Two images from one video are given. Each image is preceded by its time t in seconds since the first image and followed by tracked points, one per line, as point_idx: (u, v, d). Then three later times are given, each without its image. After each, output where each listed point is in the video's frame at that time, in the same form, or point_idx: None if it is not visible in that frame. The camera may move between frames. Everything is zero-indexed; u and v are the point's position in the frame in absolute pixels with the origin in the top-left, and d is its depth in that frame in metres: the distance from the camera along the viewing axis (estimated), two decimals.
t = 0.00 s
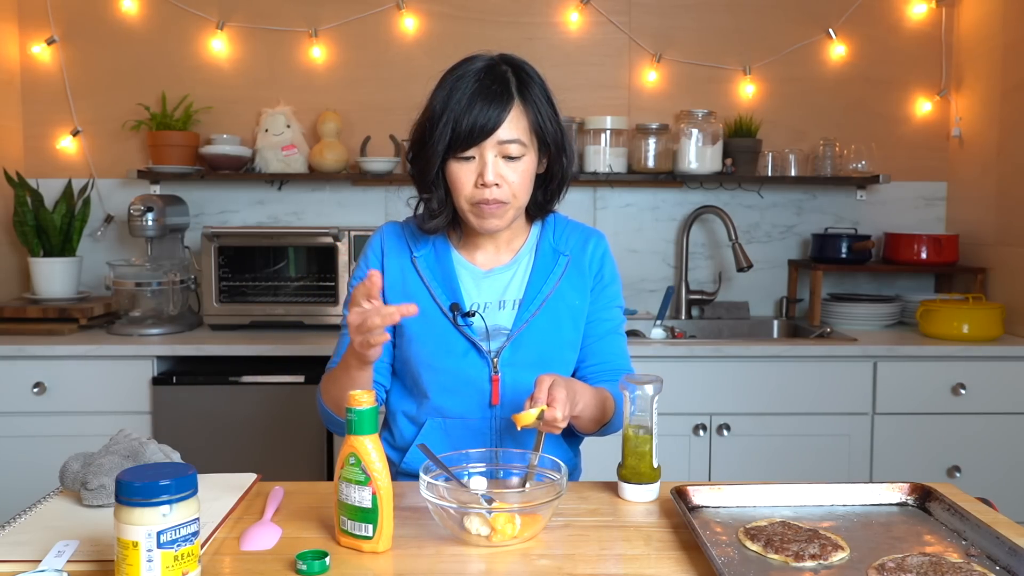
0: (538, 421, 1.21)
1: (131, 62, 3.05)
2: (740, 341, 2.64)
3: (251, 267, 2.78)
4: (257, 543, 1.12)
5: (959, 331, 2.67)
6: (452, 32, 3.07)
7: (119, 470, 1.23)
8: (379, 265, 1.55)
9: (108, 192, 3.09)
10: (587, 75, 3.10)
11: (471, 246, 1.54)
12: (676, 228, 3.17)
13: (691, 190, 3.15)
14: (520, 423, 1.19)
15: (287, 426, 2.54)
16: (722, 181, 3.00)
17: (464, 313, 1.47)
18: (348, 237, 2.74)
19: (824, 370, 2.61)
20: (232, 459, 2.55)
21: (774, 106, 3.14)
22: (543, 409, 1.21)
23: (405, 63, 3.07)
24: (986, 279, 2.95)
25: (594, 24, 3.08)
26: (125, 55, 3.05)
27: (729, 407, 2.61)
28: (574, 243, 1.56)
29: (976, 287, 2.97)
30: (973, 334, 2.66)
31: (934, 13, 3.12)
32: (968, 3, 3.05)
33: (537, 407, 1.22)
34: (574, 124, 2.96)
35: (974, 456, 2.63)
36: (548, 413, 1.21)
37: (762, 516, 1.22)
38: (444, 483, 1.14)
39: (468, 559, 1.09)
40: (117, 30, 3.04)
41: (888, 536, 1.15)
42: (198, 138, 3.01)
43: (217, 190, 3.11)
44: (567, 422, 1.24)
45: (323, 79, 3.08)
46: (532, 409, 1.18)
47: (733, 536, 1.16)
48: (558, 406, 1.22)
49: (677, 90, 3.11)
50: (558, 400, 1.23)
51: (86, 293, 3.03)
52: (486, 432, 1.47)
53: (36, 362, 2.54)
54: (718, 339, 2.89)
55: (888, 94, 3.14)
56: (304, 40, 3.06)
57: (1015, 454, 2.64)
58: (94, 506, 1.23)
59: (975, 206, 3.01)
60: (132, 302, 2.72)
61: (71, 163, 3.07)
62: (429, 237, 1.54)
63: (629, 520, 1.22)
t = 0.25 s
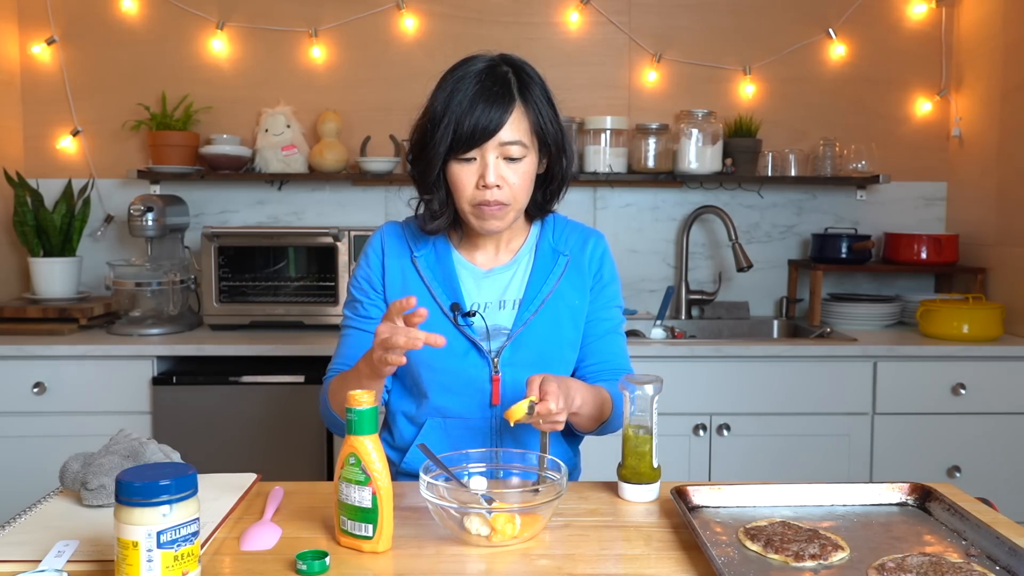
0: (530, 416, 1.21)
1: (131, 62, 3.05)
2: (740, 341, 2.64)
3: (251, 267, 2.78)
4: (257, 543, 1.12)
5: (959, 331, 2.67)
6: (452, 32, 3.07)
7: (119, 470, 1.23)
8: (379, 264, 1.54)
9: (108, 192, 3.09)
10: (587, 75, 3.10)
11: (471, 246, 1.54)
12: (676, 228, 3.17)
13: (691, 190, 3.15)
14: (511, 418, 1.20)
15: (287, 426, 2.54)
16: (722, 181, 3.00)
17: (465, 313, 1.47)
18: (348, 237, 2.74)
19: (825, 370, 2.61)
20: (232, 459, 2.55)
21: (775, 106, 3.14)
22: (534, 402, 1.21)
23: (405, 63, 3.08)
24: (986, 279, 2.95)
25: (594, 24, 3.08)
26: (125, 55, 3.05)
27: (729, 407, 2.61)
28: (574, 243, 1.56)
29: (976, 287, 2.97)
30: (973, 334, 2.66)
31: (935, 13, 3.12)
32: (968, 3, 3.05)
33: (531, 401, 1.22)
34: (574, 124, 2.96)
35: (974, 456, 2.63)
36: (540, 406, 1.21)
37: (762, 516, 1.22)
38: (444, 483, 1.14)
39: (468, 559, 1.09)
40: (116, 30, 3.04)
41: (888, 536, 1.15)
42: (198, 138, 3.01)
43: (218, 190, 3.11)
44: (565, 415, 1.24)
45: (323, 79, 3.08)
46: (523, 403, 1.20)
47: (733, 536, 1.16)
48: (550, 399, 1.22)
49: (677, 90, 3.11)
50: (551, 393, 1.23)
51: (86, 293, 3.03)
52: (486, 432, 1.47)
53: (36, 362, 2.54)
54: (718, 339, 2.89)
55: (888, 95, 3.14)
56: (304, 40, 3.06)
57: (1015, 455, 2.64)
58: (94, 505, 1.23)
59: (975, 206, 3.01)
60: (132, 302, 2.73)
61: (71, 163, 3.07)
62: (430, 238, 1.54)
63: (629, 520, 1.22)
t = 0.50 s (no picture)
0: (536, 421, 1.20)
1: (131, 62, 3.05)
2: (740, 341, 2.64)
3: (251, 267, 2.78)
4: (257, 543, 1.12)
5: (959, 331, 2.67)
6: (452, 32, 3.07)
7: (119, 470, 1.23)
8: (380, 264, 1.54)
9: (108, 192, 3.09)
10: (587, 75, 3.10)
11: (471, 246, 1.54)
12: (676, 228, 3.17)
13: (691, 190, 3.15)
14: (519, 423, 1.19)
15: (287, 426, 2.54)
16: (723, 181, 3.00)
17: (466, 313, 1.47)
18: (348, 237, 2.74)
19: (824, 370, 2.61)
20: (232, 459, 2.55)
21: (775, 106, 3.14)
22: (542, 407, 1.21)
23: (405, 63, 3.08)
24: (986, 279, 2.95)
25: (594, 24, 3.08)
26: (125, 55, 3.04)
27: (729, 407, 2.61)
28: (574, 243, 1.56)
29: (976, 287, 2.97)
30: (973, 334, 2.66)
31: (935, 13, 3.12)
32: (968, 3, 3.05)
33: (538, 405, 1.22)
34: (574, 124, 2.96)
35: (974, 456, 2.63)
36: (547, 411, 1.21)
37: (762, 516, 1.22)
38: (444, 483, 1.14)
39: (468, 559, 1.09)
40: (117, 30, 3.04)
41: (888, 536, 1.15)
42: (198, 138, 3.01)
43: (218, 190, 3.11)
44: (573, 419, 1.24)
45: (323, 79, 3.08)
46: (532, 408, 1.18)
47: (733, 536, 1.16)
48: (558, 403, 1.22)
49: (677, 90, 3.11)
50: (558, 397, 1.23)
51: (86, 293, 3.03)
52: (487, 432, 1.47)
53: (36, 362, 2.54)
54: (718, 339, 2.89)
55: (888, 95, 3.14)
56: (304, 40, 3.06)
57: (1015, 455, 2.64)
58: (94, 506, 1.23)
59: (975, 206, 3.01)
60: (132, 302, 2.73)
61: (71, 163, 3.07)
62: (430, 237, 1.54)
63: (629, 520, 1.22)
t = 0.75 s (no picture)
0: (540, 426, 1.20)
1: (131, 62, 3.05)
2: (740, 341, 2.64)
3: (251, 267, 2.79)
4: (257, 543, 1.12)
5: (959, 331, 2.67)
6: (452, 32, 3.07)
7: (119, 470, 1.23)
8: (379, 264, 1.54)
9: (108, 192, 3.09)
10: (587, 75, 3.10)
11: (469, 246, 1.54)
12: (676, 228, 3.17)
13: (691, 190, 3.15)
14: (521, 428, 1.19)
15: (286, 426, 2.54)
16: (722, 181, 3.00)
17: (465, 313, 1.47)
18: (348, 237, 2.74)
19: (824, 370, 2.61)
20: (232, 459, 2.55)
21: (775, 106, 3.14)
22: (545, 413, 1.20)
23: (405, 63, 3.08)
24: (986, 279, 2.95)
25: (594, 24, 3.08)
26: (125, 55, 3.04)
27: (729, 407, 2.62)
28: (574, 243, 1.56)
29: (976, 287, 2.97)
30: (973, 334, 2.66)
31: (935, 13, 3.12)
32: (968, 3, 3.05)
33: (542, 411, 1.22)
34: (574, 124, 2.96)
35: (974, 456, 2.64)
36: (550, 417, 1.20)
37: (762, 516, 1.22)
38: (444, 483, 1.14)
39: (468, 559, 1.09)
40: (117, 30, 3.04)
41: (888, 537, 1.15)
42: (198, 138, 3.01)
43: (218, 190, 3.11)
44: (577, 423, 1.24)
45: (323, 79, 3.08)
46: (533, 414, 1.19)
47: (733, 536, 1.16)
48: (562, 408, 1.21)
49: (677, 90, 3.11)
50: (563, 402, 1.23)
51: (86, 293, 3.03)
52: (487, 432, 1.47)
53: (36, 362, 2.54)
54: (718, 339, 2.89)
55: (888, 95, 3.14)
56: (304, 40, 3.06)
57: (1015, 455, 2.64)
58: (94, 506, 1.23)
59: (975, 206, 3.01)
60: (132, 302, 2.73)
61: (71, 163, 3.07)
62: (428, 237, 1.54)
63: (629, 520, 1.22)
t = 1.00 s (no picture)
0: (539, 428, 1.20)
1: (131, 62, 3.05)
2: (740, 341, 2.64)
3: (251, 267, 2.79)
4: (257, 543, 1.12)
5: (959, 330, 2.67)
6: (452, 32, 3.07)
7: (119, 470, 1.23)
8: (378, 263, 1.54)
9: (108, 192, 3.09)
10: (587, 75, 3.10)
11: (466, 244, 1.54)
12: (676, 228, 3.17)
13: (691, 190, 3.15)
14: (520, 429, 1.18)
15: (286, 426, 2.54)
16: (722, 181, 3.00)
17: (464, 313, 1.47)
18: (348, 237, 2.74)
19: (824, 370, 2.61)
20: (232, 459, 2.54)
21: (775, 106, 3.14)
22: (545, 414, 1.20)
23: (405, 63, 3.08)
24: (986, 279, 2.95)
25: (594, 24, 3.08)
26: (125, 55, 3.05)
27: (729, 407, 2.62)
28: (573, 243, 1.56)
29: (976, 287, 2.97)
30: (973, 333, 2.66)
31: (935, 13, 3.12)
32: (968, 3, 3.05)
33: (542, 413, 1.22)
34: (574, 124, 2.96)
35: (974, 456, 2.64)
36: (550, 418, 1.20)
37: (762, 516, 1.22)
38: (444, 483, 1.14)
39: (468, 559, 1.09)
40: (117, 30, 3.04)
41: (888, 537, 1.15)
42: (198, 138, 3.01)
43: (218, 190, 3.11)
44: (577, 423, 1.24)
45: (323, 79, 3.08)
46: (533, 415, 1.18)
47: (733, 536, 1.16)
48: (562, 410, 1.21)
49: (677, 90, 3.11)
50: (563, 403, 1.23)
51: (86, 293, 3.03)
52: (486, 432, 1.48)
53: (36, 362, 2.54)
54: (718, 339, 2.89)
55: (888, 95, 3.14)
56: (304, 40, 3.06)
57: (1015, 455, 2.64)
58: (94, 506, 1.23)
59: (975, 206, 3.01)
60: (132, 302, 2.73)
61: (71, 163, 3.07)
62: (425, 235, 1.54)
63: (629, 520, 1.22)
